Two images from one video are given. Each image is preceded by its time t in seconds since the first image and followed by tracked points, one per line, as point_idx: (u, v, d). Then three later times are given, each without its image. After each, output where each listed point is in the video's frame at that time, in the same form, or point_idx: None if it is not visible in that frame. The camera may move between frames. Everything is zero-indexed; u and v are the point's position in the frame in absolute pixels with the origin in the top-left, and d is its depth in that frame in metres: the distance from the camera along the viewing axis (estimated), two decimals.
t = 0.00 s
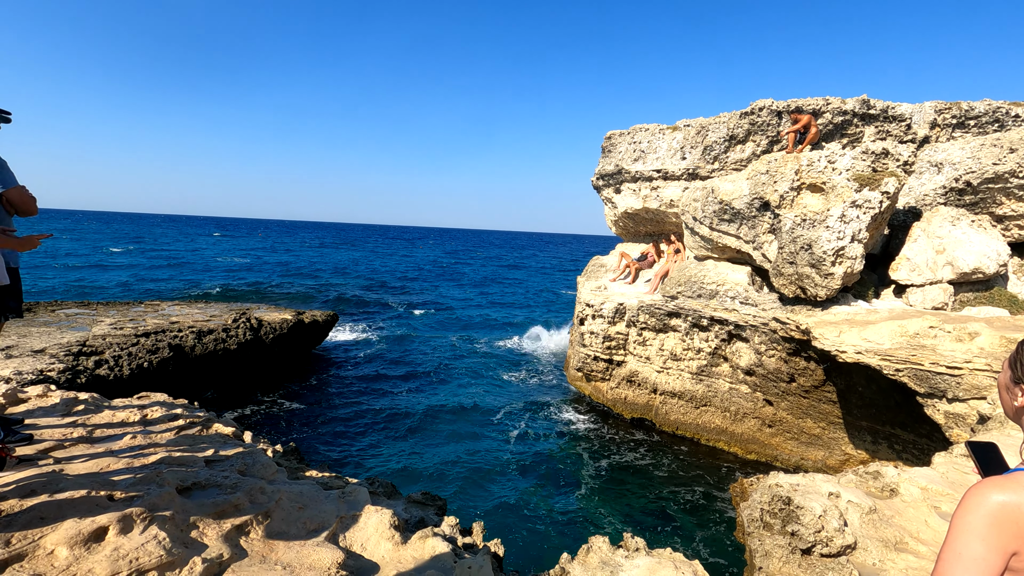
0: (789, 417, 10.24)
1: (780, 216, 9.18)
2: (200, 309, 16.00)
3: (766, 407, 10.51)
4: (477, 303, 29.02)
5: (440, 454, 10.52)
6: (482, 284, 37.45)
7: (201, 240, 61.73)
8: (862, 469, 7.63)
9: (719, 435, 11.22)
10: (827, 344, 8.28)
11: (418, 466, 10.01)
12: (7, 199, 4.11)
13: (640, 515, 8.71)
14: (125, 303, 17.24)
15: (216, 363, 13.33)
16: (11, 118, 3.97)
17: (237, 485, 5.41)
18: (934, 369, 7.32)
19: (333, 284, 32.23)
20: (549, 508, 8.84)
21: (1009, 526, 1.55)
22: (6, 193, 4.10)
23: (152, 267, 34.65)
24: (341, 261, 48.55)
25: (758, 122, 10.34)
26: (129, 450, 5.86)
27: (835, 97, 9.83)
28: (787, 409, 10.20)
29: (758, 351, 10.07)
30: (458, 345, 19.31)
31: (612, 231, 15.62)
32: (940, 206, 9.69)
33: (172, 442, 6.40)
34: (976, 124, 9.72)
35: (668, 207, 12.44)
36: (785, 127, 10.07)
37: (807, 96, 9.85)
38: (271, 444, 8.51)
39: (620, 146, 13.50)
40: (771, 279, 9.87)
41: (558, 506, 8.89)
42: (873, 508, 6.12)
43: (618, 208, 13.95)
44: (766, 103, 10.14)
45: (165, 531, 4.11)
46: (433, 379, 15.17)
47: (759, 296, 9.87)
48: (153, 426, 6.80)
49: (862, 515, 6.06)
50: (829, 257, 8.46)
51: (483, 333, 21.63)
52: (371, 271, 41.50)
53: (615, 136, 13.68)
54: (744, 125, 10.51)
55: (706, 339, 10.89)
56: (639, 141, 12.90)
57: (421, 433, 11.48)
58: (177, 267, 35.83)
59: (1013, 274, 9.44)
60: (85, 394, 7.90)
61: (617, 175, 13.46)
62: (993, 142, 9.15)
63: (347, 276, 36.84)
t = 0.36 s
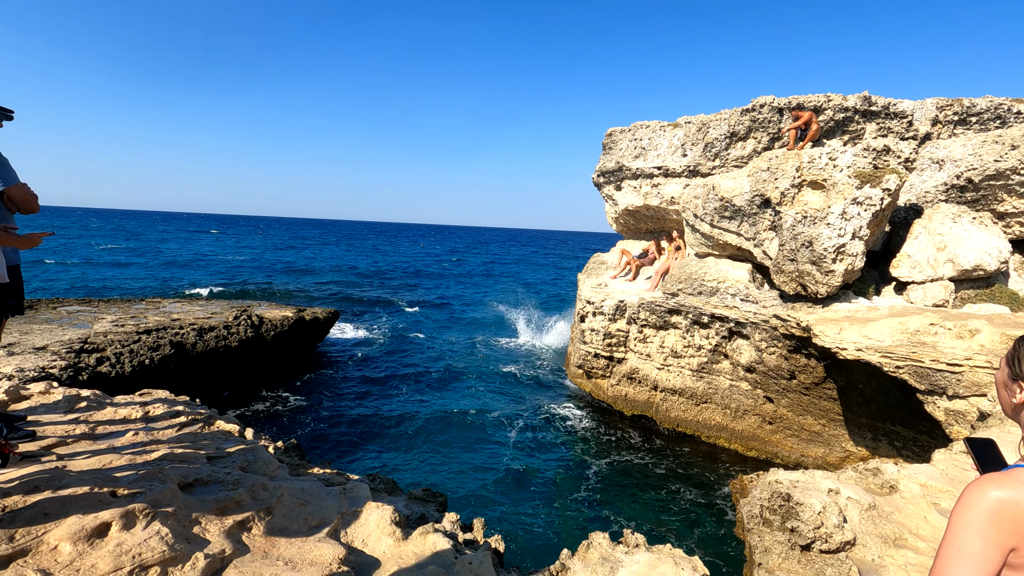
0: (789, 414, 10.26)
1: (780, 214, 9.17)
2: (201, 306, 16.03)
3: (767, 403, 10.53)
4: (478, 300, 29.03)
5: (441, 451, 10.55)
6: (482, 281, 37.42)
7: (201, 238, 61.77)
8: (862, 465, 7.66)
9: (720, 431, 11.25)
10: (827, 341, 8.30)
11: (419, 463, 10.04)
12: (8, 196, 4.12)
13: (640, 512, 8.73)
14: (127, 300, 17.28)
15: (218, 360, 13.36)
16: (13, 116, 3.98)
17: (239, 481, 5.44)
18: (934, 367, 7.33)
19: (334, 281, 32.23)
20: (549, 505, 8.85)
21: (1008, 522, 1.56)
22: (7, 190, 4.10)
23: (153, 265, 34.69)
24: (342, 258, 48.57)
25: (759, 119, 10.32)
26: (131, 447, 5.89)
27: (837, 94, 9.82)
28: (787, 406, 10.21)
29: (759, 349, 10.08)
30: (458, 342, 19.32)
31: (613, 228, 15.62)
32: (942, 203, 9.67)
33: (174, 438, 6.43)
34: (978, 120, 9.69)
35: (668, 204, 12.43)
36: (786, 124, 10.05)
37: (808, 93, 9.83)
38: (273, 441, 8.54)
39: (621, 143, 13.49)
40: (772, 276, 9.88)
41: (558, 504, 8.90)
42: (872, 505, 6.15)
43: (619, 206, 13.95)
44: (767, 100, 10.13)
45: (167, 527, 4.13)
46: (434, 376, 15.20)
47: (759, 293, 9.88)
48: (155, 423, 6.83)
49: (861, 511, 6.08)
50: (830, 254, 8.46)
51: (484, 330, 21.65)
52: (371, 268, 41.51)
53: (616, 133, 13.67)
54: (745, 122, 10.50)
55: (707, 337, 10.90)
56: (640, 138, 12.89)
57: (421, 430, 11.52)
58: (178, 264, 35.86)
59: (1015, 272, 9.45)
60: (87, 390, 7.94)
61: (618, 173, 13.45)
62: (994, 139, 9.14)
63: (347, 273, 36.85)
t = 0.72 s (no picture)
0: (789, 411, 10.27)
1: (781, 211, 9.16)
2: (202, 303, 16.04)
3: (767, 401, 10.54)
4: (478, 297, 29.03)
5: (441, 449, 10.56)
6: (483, 278, 37.41)
7: (201, 235, 61.80)
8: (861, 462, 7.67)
9: (719, 429, 11.27)
10: (827, 339, 8.29)
11: (420, 461, 10.05)
12: (9, 193, 4.12)
13: (640, 510, 8.75)
14: (128, 298, 17.29)
15: (218, 358, 13.36)
16: (14, 112, 3.98)
17: (240, 478, 5.45)
18: (934, 364, 7.33)
19: (335, 278, 32.23)
20: (549, 502, 8.87)
21: (1002, 517, 1.56)
22: (7, 188, 4.10)
23: (154, 262, 34.73)
24: (342, 256, 48.57)
25: (759, 116, 10.30)
26: (132, 444, 5.90)
27: (837, 91, 9.80)
28: (787, 403, 10.22)
29: (759, 346, 10.08)
30: (458, 340, 19.33)
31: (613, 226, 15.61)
32: (942, 200, 9.65)
33: (175, 435, 6.44)
34: (979, 117, 9.67)
35: (669, 201, 12.42)
36: (787, 121, 10.03)
37: (809, 90, 9.81)
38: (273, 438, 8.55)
39: (621, 140, 13.47)
40: (772, 274, 9.88)
41: (557, 501, 8.92)
42: (871, 501, 6.16)
43: (619, 203, 13.94)
44: (767, 97, 10.10)
45: (168, 523, 4.15)
46: (434, 374, 15.21)
47: (759, 291, 9.89)
48: (156, 420, 6.84)
49: (859, 508, 6.09)
50: (830, 251, 8.46)
51: (485, 327, 21.66)
52: (371, 266, 41.51)
53: (616, 130, 13.65)
54: (745, 119, 10.48)
55: (707, 334, 10.89)
56: (640, 135, 12.86)
57: (421, 427, 11.54)
58: (178, 261, 35.87)
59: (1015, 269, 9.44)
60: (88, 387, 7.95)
61: (618, 170, 13.44)
62: (994, 136, 9.14)
63: (347, 270, 36.87)
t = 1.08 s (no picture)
0: (788, 408, 10.28)
1: (781, 208, 9.14)
2: (201, 301, 16.02)
3: (766, 398, 10.55)
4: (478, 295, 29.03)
5: (440, 447, 10.56)
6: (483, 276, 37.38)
7: (201, 232, 61.71)
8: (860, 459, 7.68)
9: (718, 426, 11.30)
10: (826, 336, 8.30)
11: (419, 458, 10.06)
12: (7, 191, 4.10)
13: (639, 508, 8.75)
14: (127, 295, 17.28)
15: (218, 355, 13.36)
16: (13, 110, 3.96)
17: (239, 476, 5.46)
18: (932, 361, 7.33)
19: (335, 276, 32.22)
20: (548, 500, 8.88)
21: (995, 513, 1.56)
22: (6, 185, 4.08)
23: (153, 259, 34.69)
24: (342, 253, 48.49)
25: (759, 113, 10.26)
26: (132, 441, 5.90)
27: (837, 88, 9.75)
28: (786, 401, 10.23)
29: (758, 343, 10.10)
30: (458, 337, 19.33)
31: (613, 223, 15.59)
32: (942, 197, 9.65)
33: (175, 433, 6.44)
34: (979, 114, 9.66)
35: (668, 198, 12.40)
36: (786, 118, 10.00)
37: (809, 87, 9.78)
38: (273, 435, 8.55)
39: (621, 137, 13.44)
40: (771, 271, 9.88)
41: (556, 499, 8.93)
42: (869, 498, 6.17)
43: (619, 200, 13.92)
44: (767, 94, 10.07)
45: (168, 521, 4.15)
46: (434, 371, 15.21)
47: (759, 288, 9.88)
48: (156, 418, 6.84)
49: (857, 505, 6.11)
50: (829, 248, 8.45)
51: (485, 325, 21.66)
52: (371, 263, 41.49)
53: (616, 127, 13.61)
54: (745, 116, 10.45)
55: (706, 331, 10.88)
56: (639, 132, 12.83)
57: (421, 425, 11.54)
58: (178, 259, 35.84)
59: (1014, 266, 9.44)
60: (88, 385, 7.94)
61: (618, 167, 13.41)
62: (994, 133, 9.13)
63: (346, 268, 36.82)
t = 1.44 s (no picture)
0: (786, 406, 10.29)
1: (779, 206, 9.13)
2: (199, 299, 15.96)
3: (764, 396, 10.57)
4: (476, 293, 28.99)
5: (439, 445, 10.55)
6: (481, 274, 37.35)
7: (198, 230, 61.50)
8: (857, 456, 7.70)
9: (717, 423, 11.32)
10: (824, 334, 8.30)
11: (418, 457, 10.05)
12: (2, 190, 4.07)
13: (637, 506, 8.76)
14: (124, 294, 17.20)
15: (216, 353, 13.32)
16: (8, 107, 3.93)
17: (237, 475, 5.43)
18: (930, 359, 7.34)
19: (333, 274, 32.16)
20: (546, 498, 8.88)
21: (991, 512, 1.56)
22: (1, 183, 4.05)
23: (151, 257, 34.58)
24: (339, 251, 48.34)
25: (758, 110, 10.23)
26: (128, 440, 5.87)
27: (835, 85, 9.67)
28: (784, 398, 10.25)
29: (756, 341, 10.11)
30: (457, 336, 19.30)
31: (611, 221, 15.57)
32: (939, 195, 9.67)
33: (172, 432, 6.42)
34: (976, 112, 9.67)
35: (667, 196, 12.38)
36: (785, 116, 9.99)
37: (807, 85, 9.75)
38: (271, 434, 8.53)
39: (619, 135, 13.40)
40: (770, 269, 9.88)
41: (554, 497, 8.93)
42: (867, 496, 6.18)
43: (617, 198, 13.90)
44: (766, 92, 10.04)
45: (165, 521, 4.13)
46: (432, 370, 15.19)
47: (757, 286, 9.89)
48: (153, 417, 6.81)
49: (855, 503, 6.12)
50: (828, 246, 8.45)
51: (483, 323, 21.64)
52: (369, 261, 41.40)
53: (615, 125, 13.57)
54: (743, 114, 10.42)
55: (704, 329, 10.89)
56: (638, 130, 12.80)
57: (419, 424, 11.53)
58: (175, 256, 35.72)
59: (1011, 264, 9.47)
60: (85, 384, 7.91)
61: (616, 165, 13.39)
62: (992, 131, 9.15)
63: (344, 266, 36.72)
